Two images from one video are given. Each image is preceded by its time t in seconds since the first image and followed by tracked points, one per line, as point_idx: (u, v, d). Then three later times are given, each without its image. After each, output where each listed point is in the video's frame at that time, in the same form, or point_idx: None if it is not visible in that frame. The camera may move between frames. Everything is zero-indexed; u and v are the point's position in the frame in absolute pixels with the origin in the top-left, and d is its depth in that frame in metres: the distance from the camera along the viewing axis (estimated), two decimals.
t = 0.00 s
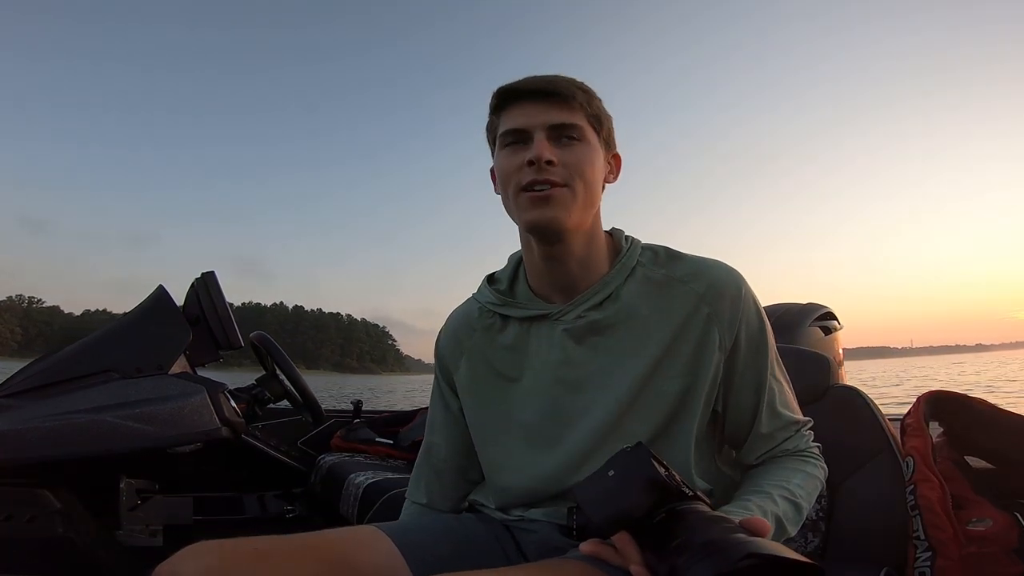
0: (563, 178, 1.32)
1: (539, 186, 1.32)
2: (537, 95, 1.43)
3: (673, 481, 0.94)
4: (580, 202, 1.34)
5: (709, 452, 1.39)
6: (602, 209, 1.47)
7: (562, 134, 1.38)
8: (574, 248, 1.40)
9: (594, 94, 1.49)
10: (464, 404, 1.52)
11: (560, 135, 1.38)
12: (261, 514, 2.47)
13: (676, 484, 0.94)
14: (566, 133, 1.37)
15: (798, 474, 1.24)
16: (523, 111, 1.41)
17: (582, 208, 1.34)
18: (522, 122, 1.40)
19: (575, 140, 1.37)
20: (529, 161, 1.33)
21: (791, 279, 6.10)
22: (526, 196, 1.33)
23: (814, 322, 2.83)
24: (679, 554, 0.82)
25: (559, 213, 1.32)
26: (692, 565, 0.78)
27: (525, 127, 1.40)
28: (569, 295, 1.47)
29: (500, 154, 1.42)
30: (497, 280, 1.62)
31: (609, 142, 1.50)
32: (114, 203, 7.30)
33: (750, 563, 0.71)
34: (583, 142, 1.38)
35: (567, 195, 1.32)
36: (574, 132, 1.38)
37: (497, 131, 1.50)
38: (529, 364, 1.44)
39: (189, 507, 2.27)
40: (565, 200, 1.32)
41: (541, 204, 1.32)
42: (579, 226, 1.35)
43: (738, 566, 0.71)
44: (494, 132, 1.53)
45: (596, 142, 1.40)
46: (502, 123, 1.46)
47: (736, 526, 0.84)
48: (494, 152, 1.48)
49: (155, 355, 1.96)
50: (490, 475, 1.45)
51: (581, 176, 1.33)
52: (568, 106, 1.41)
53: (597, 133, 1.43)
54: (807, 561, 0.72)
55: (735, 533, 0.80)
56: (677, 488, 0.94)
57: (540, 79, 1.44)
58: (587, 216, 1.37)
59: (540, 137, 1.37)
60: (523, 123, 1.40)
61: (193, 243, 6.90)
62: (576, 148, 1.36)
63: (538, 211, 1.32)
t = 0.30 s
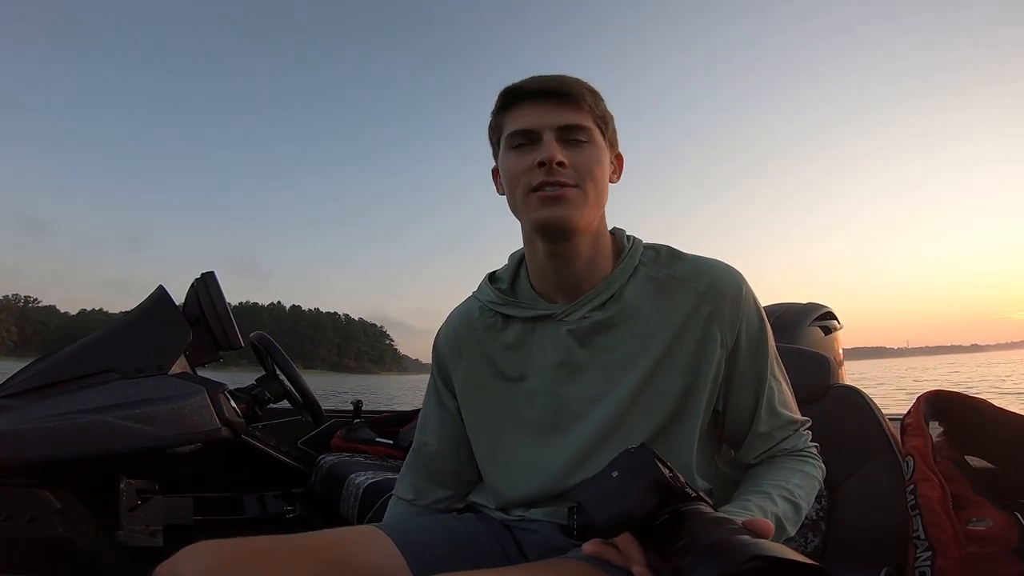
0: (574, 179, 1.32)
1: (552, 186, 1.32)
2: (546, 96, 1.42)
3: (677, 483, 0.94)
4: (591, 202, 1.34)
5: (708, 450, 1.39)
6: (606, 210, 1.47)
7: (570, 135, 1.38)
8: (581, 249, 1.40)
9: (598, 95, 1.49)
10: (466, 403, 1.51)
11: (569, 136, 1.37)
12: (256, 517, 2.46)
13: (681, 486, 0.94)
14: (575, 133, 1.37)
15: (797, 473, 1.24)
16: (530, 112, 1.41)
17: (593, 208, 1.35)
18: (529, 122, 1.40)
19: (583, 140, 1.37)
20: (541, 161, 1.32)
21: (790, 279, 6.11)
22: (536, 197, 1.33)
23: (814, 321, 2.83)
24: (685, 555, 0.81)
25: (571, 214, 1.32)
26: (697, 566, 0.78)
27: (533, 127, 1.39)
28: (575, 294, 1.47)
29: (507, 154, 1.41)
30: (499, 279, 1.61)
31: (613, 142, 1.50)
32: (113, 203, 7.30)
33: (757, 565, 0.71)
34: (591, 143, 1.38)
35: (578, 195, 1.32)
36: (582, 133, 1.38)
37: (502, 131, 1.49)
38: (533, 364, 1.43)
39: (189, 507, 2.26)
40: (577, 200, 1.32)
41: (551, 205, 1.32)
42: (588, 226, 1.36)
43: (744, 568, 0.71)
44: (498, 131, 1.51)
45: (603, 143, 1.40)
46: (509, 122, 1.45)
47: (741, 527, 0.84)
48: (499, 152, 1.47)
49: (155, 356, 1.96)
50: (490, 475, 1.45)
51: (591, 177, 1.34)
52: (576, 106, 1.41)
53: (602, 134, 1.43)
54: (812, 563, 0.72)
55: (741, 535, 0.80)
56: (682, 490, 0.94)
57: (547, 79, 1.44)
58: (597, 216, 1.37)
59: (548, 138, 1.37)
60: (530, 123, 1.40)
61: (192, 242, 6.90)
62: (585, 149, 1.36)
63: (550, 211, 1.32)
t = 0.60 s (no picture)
0: (530, 189, 1.31)
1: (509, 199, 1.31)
2: (506, 101, 1.40)
3: (661, 480, 0.94)
4: (552, 208, 1.31)
5: (710, 445, 1.39)
6: (595, 207, 1.44)
7: (533, 140, 1.35)
8: (563, 253, 1.39)
9: (573, 87, 1.44)
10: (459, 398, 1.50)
11: (531, 142, 1.35)
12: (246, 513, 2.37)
13: (665, 484, 0.94)
14: (538, 137, 1.35)
15: (802, 467, 1.24)
16: (496, 119, 1.40)
17: (556, 213, 1.32)
18: (493, 133, 1.40)
19: (545, 143, 1.34)
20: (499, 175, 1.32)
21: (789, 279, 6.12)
22: (501, 211, 1.33)
23: (814, 321, 2.83)
24: (670, 555, 0.81)
25: (533, 225, 1.31)
26: (682, 565, 0.78)
27: (498, 136, 1.38)
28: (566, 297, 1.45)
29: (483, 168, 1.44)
30: (498, 267, 1.56)
31: (599, 135, 1.45)
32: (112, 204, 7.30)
33: (739, 563, 0.71)
34: (555, 146, 1.34)
35: (537, 205, 1.31)
36: (543, 135, 1.35)
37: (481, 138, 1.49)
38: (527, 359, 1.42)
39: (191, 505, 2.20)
40: (535, 210, 1.31)
41: (514, 218, 1.32)
42: (558, 233, 1.34)
43: (727, 566, 0.72)
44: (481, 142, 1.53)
45: (572, 142, 1.36)
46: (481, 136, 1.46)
47: (727, 525, 0.84)
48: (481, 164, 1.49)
49: (155, 356, 1.96)
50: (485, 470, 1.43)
51: (551, 184, 1.31)
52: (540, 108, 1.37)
53: (573, 131, 1.38)
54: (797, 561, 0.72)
55: (727, 533, 0.80)
56: (667, 489, 0.93)
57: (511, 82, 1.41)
58: (565, 219, 1.34)
59: (510, 147, 1.35)
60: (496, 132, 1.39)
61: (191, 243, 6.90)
62: (547, 154, 1.33)
63: (513, 224, 1.32)
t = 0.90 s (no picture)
0: (531, 190, 1.30)
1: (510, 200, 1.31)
2: (505, 99, 1.39)
3: (657, 480, 0.94)
4: (552, 209, 1.31)
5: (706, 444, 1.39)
6: (594, 207, 1.44)
7: (533, 140, 1.34)
8: (563, 254, 1.38)
9: (573, 85, 1.43)
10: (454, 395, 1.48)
11: (530, 141, 1.34)
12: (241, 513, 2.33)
13: (660, 483, 0.94)
14: (538, 137, 1.34)
15: (796, 465, 1.24)
16: (494, 118, 1.38)
17: (558, 215, 1.32)
18: (492, 131, 1.38)
19: (546, 144, 1.34)
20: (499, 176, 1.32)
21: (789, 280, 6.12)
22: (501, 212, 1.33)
23: (814, 321, 2.84)
24: (668, 555, 0.81)
25: (533, 228, 1.31)
26: (677, 565, 0.78)
27: (496, 135, 1.37)
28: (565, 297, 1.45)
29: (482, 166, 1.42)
30: (499, 262, 1.54)
31: (599, 134, 1.45)
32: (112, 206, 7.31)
33: (736, 563, 0.71)
34: (556, 146, 1.34)
35: (537, 207, 1.31)
36: (545, 135, 1.34)
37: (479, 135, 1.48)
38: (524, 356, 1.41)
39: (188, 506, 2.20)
40: (536, 210, 1.30)
41: (514, 221, 1.31)
42: (558, 235, 1.33)
43: (723, 566, 0.71)
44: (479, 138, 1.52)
45: (572, 143, 1.35)
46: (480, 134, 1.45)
47: (724, 524, 0.84)
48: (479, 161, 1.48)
49: (154, 356, 1.98)
50: (479, 473, 1.43)
51: (551, 185, 1.31)
52: (540, 106, 1.36)
53: (574, 130, 1.38)
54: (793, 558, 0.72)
55: (722, 533, 0.80)
56: (663, 488, 0.93)
57: (509, 79, 1.40)
58: (566, 221, 1.33)
59: (510, 146, 1.34)
60: (495, 130, 1.38)
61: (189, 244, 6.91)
62: (547, 154, 1.32)
63: (513, 225, 1.32)
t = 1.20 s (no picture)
0: (545, 189, 1.29)
1: (523, 200, 1.30)
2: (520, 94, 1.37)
3: (676, 484, 0.95)
4: (565, 211, 1.30)
5: (712, 445, 1.40)
6: (606, 207, 1.43)
7: (548, 138, 1.33)
8: (574, 255, 1.37)
9: (589, 82, 1.42)
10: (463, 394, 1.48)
11: (546, 139, 1.33)
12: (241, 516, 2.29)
13: (680, 488, 0.95)
14: (554, 135, 1.33)
15: (805, 469, 1.25)
16: (509, 114, 1.37)
17: (570, 216, 1.31)
18: (506, 126, 1.37)
19: (562, 143, 1.33)
20: (513, 174, 1.30)
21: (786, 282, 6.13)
22: (514, 211, 1.32)
23: (814, 321, 2.84)
24: (683, 559, 0.81)
25: (546, 228, 1.30)
26: (694, 569, 0.78)
27: (510, 131, 1.36)
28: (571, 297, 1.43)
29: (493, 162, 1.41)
30: (507, 261, 1.53)
31: (614, 134, 1.45)
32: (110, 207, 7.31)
33: (752, 570, 0.71)
34: (571, 145, 1.33)
35: (551, 207, 1.30)
36: (561, 133, 1.33)
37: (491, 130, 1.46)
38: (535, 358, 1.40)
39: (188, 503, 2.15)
40: (548, 212, 1.29)
41: (527, 220, 1.30)
42: (571, 235, 1.32)
43: (740, 572, 0.72)
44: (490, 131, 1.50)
45: (587, 143, 1.35)
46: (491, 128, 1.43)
47: (740, 530, 0.85)
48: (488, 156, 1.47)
49: (155, 356, 1.97)
50: (484, 474, 1.43)
51: (566, 185, 1.30)
52: (556, 103, 1.35)
53: (589, 128, 1.37)
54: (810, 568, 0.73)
55: (739, 538, 0.81)
56: (681, 492, 0.94)
57: (524, 74, 1.39)
58: (578, 222, 1.33)
59: (525, 143, 1.33)
60: (509, 126, 1.36)
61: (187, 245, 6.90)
62: (563, 154, 1.32)
63: (525, 225, 1.31)
